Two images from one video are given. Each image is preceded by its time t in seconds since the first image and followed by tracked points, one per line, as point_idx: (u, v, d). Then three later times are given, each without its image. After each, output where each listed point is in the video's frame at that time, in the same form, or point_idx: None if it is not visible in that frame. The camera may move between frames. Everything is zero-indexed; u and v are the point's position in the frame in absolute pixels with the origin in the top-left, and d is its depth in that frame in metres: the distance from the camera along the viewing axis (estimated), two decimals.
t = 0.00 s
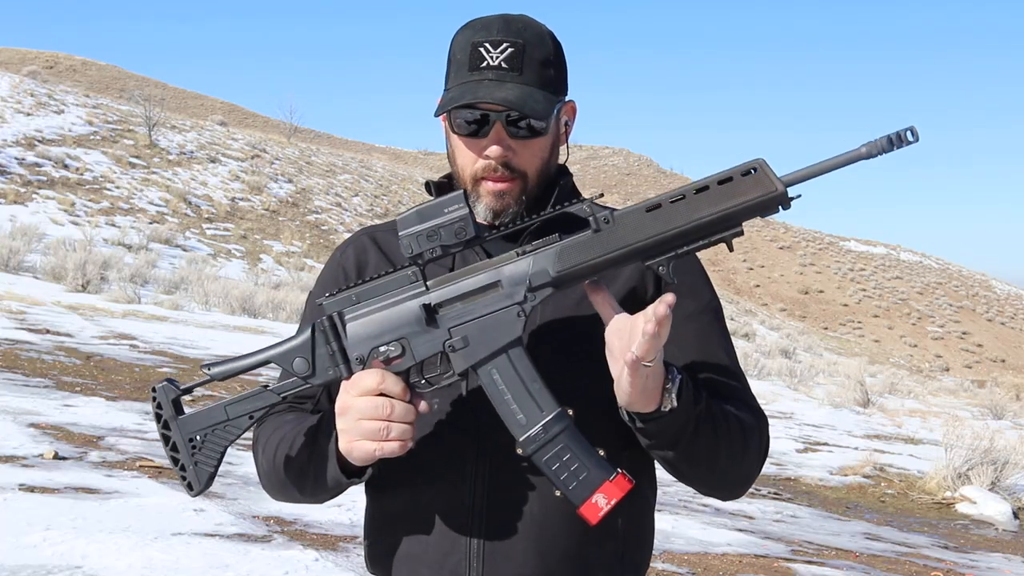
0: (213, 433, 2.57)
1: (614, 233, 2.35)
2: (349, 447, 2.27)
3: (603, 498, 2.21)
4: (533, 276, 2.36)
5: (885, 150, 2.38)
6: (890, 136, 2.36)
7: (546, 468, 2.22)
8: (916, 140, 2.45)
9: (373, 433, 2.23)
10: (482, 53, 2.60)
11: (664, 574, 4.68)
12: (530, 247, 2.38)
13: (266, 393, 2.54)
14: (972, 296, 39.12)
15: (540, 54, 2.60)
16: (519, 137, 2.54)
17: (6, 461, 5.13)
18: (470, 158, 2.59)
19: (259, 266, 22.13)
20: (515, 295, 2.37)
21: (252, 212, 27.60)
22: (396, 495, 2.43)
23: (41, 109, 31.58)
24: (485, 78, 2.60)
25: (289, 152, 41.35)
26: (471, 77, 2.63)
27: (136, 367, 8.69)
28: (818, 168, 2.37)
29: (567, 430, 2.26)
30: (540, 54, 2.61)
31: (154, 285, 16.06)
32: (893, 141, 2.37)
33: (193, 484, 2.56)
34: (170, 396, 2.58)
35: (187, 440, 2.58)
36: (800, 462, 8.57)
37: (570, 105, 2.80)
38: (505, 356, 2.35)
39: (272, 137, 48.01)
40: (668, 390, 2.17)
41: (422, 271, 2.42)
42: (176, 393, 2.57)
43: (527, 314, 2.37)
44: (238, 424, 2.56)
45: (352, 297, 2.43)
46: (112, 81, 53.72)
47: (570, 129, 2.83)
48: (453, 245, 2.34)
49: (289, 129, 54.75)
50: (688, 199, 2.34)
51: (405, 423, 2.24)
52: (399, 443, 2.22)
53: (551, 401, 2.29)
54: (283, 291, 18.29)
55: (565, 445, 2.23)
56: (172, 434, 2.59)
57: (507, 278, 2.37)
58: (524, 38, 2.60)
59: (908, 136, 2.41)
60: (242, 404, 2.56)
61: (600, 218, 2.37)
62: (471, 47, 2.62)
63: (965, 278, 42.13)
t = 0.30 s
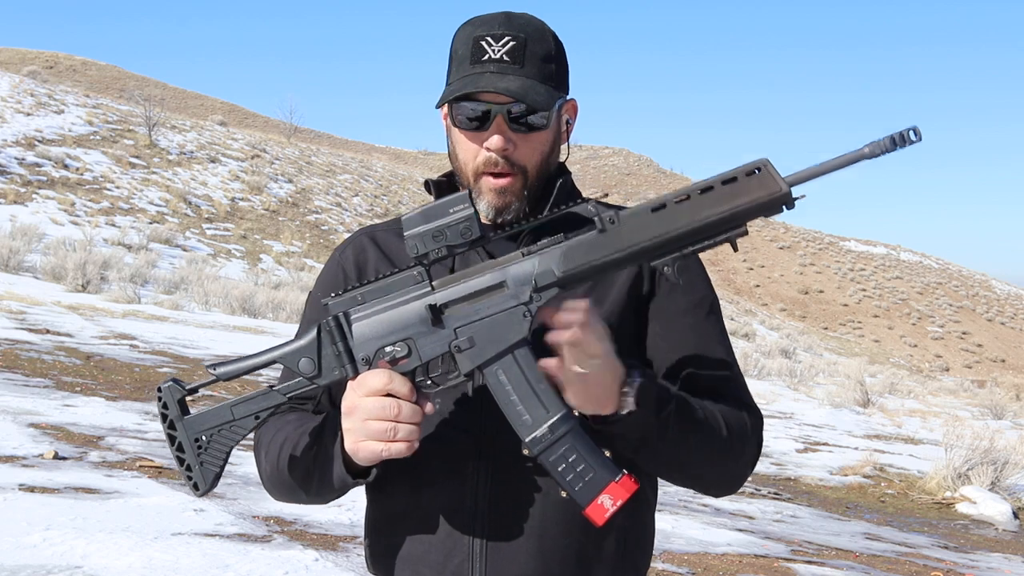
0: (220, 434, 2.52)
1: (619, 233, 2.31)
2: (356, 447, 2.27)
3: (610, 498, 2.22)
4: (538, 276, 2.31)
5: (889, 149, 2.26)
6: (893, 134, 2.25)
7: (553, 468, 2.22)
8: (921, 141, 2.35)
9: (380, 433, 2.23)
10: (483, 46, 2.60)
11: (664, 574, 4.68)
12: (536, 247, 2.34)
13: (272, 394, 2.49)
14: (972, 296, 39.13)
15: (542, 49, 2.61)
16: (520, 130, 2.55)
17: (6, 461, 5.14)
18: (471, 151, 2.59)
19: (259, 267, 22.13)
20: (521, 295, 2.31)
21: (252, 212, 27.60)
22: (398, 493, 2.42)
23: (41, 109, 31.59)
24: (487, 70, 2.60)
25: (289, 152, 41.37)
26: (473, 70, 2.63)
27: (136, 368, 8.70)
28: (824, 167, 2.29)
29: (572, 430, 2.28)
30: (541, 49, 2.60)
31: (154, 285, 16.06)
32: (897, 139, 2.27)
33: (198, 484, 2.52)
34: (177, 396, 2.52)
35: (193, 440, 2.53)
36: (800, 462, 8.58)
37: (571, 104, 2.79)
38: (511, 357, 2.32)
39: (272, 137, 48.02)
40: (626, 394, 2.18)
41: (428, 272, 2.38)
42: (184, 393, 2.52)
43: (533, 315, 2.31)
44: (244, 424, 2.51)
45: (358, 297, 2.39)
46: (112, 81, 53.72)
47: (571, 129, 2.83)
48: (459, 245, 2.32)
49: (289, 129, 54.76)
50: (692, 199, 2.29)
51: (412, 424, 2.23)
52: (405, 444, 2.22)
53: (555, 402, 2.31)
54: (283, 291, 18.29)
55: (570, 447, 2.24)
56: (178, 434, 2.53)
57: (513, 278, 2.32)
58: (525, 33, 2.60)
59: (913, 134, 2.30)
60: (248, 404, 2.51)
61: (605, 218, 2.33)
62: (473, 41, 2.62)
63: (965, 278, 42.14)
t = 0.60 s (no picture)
0: (216, 411, 2.54)
1: (642, 298, 2.22)
2: (346, 450, 2.28)
3: (580, 552, 2.18)
4: (556, 321, 2.24)
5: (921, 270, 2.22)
6: (928, 258, 2.21)
7: (531, 511, 2.20)
8: (954, 266, 2.28)
9: (370, 441, 2.23)
10: (505, 38, 2.59)
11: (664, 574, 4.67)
12: (560, 293, 2.27)
13: (274, 382, 2.50)
14: (972, 296, 39.12)
15: (558, 43, 2.65)
16: (543, 121, 2.58)
17: (6, 461, 5.13)
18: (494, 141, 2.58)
19: (259, 266, 22.12)
20: (536, 335, 2.24)
21: (252, 212, 27.59)
22: (393, 494, 2.42)
23: (41, 109, 31.59)
24: (511, 61, 2.60)
25: (289, 152, 41.36)
26: (495, 60, 2.61)
27: (136, 367, 8.69)
28: (856, 273, 2.22)
29: (558, 478, 2.23)
30: (559, 43, 2.65)
31: (154, 285, 16.06)
32: (931, 263, 2.22)
33: (187, 456, 2.54)
34: (183, 364, 2.56)
35: (190, 412, 2.56)
36: (800, 462, 8.58)
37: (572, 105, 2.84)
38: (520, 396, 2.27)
39: (272, 137, 48.01)
40: (598, 419, 2.19)
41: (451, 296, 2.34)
42: (191, 363, 2.55)
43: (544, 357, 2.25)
44: (241, 406, 2.53)
45: (379, 307, 2.37)
46: (112, 81, 53.71)
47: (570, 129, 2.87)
48: (486, 275, 2.30)
49: (289, 129, 54.75)
50: (722, 278, 2.21)
51: (405, 438, 2.23)
52: (393, 456, 2.22)
53: (548, 448, 2.27)
54: (283, 291, 18.29)
55: (554, 493, 2.21)
56: (178, 403, 2.57)
57: (530, 318, 2.25)
58: (544, 27, 2.62)
59: (946, 260, 2.26)
60: (249, 388, 2.52)
61: (632, 279, 2.25)
62: (493, 33, 2.61)
63: (965, 278, 42.14)
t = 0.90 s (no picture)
0: (221, 447, 2.48)
1: (637, 303, 2.22)
2: (355, 476, 2.30)
3: (596, 554, 2.19)
4: (554, 333, 2.24)
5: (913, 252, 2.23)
6: (920, 240, 2.21)
7: (544, 518, 2.20)
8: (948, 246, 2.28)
9: (378, 466, 2.25)
10: (537, 43, 2.60)
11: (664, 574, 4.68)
12: (555, 303, 2.26)
13: (277, 414, 2.45)
14: (972, 296, 39.13)
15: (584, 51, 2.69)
16: (570, 127, 2.61)
17: (6, 461, 5.14)
18: (524, 145, 2.59)
19: (259, 267, 22.13)
20: (535, 348, 2.24)
21: (252, 212, 27.60)
22: (395, 497, 2.43)
23: (41, 109, 31.59)
24: (545, 66, 2.60)
25: (289, 152, 41.37)
26: (528, 64, 2.61)
27: (136, 367, 8.70)
28: (849, 258, 2.22)
29: (567, 484, 2.23)
30: (582, 49, 2.68)
31: (154, 285, 16.06)
32: (922, 244, 2.23)
33: (195, 494, 2.48)
34: (182, 405, 2.47)
35: (194, 450, 2.48)
36: (800, 462, 8.58)
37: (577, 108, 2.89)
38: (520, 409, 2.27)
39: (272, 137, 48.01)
40: (601, 424, 2.18)
41: (444, 313, 2.33)
42: (190, 403, 2.47)
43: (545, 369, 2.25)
44: (246, 440, 2.48)
45: (372, 331, 2.35)
46: (112, 81, 53.72)
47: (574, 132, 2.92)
48: (480, 293, 2.28)
49: (289, 129, 54.74)
50: (715, 277, 2.20)
51: (411, 459, 2.25)
52: (402, 479, 2.25)
53: (554, 455, 2.26)
54: (283, 291, 18.29)
55: (565, 498, 2.21)
56: (180, 442, 2.49)
57: (528, 331, 2.25)
58: (569, 32, 2.65)
59: (937, 240, 2.25)
60: (252, 421, 2.47)
61: (627, 285, 2.24)
62: (524, 38, 2.60)
63: (965, 278, 42.15)
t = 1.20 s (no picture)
0: (223, 465, 2.48)
1: (631, 307, 2.22)
2: (356, 491, 2.29)
3: (600, 560, 2.21)
4: (549, 339, 2.24)
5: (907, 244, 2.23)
6: (914, 232, 2.21)
7: (547, 527, 2.20)
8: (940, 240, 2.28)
9: (379, 480, 2.25)
10: (550, 44, 2.59)
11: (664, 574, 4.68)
12: (550, 310, 2.26)
13: (276, 432, 2.44)
14: (972, 296, 39.14)
15: (596, 55, 2.70)
16: (580, 129, 2.61)
17: (6, 461, 5.13)
18: (536, 147, 2.58)
19: (259, 267, 22.13)
20: (531, 356, 2.24)
21: (252, 212, 27.60)
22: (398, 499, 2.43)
23: (41, 109, 31.59)
24: (558, 68, 2.60)
25: (289, 152, 41.37)
26: (541, 66, 2.60)
27: (136, 367, 8.70)
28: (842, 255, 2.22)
29: (570, 490, 2.23)
30: (593, 50, 2.69)
31: (153, 285, 16.06)
32: (917, 236, 2.23)
33: (200, 513, 2.48)
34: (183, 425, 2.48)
35: (196, 469, 2.49)
36: (800, 462, 8.58)
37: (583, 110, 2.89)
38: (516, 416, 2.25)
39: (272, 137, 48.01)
40: (612, 420, 2.18)
41: (440, 324, 2.32)
42: (190, 423, 2.48)
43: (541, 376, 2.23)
44: (248, 458, 2.47)
45: (367, 345, 2.34)
46: (112, 81, 53.71)
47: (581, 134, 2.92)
48: (474, 302, 2.27)
49: (289, 129, 54.73)
50: (708, 277, 2.20)
51: (412, 471, 2.25)
52: (404, 490, 2.24)
53: (554, 459, 2.27)
54: (283, 291, 18.29)
55: (567, 504, 2.21)
56: (182, 461, 2.49)
57: (524, 338, 2.25)
58: (581, 34, 2.66)
59: (930, 231, 2.25)
60: (253, 439, 2.46)
61: (620, 288, 2.24)
62: (538, 39, 2.60)
63: (965, 278, 42.14)
